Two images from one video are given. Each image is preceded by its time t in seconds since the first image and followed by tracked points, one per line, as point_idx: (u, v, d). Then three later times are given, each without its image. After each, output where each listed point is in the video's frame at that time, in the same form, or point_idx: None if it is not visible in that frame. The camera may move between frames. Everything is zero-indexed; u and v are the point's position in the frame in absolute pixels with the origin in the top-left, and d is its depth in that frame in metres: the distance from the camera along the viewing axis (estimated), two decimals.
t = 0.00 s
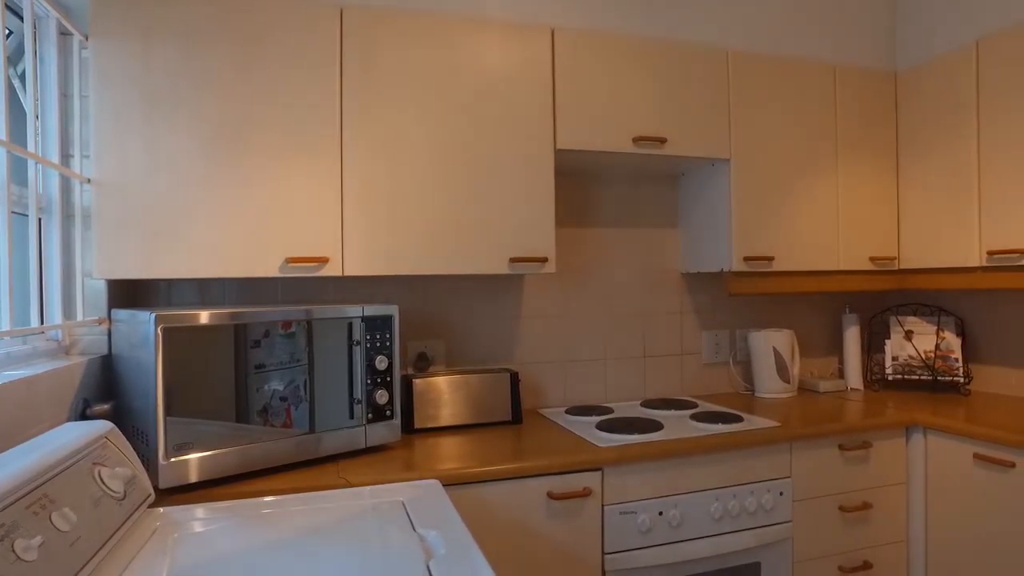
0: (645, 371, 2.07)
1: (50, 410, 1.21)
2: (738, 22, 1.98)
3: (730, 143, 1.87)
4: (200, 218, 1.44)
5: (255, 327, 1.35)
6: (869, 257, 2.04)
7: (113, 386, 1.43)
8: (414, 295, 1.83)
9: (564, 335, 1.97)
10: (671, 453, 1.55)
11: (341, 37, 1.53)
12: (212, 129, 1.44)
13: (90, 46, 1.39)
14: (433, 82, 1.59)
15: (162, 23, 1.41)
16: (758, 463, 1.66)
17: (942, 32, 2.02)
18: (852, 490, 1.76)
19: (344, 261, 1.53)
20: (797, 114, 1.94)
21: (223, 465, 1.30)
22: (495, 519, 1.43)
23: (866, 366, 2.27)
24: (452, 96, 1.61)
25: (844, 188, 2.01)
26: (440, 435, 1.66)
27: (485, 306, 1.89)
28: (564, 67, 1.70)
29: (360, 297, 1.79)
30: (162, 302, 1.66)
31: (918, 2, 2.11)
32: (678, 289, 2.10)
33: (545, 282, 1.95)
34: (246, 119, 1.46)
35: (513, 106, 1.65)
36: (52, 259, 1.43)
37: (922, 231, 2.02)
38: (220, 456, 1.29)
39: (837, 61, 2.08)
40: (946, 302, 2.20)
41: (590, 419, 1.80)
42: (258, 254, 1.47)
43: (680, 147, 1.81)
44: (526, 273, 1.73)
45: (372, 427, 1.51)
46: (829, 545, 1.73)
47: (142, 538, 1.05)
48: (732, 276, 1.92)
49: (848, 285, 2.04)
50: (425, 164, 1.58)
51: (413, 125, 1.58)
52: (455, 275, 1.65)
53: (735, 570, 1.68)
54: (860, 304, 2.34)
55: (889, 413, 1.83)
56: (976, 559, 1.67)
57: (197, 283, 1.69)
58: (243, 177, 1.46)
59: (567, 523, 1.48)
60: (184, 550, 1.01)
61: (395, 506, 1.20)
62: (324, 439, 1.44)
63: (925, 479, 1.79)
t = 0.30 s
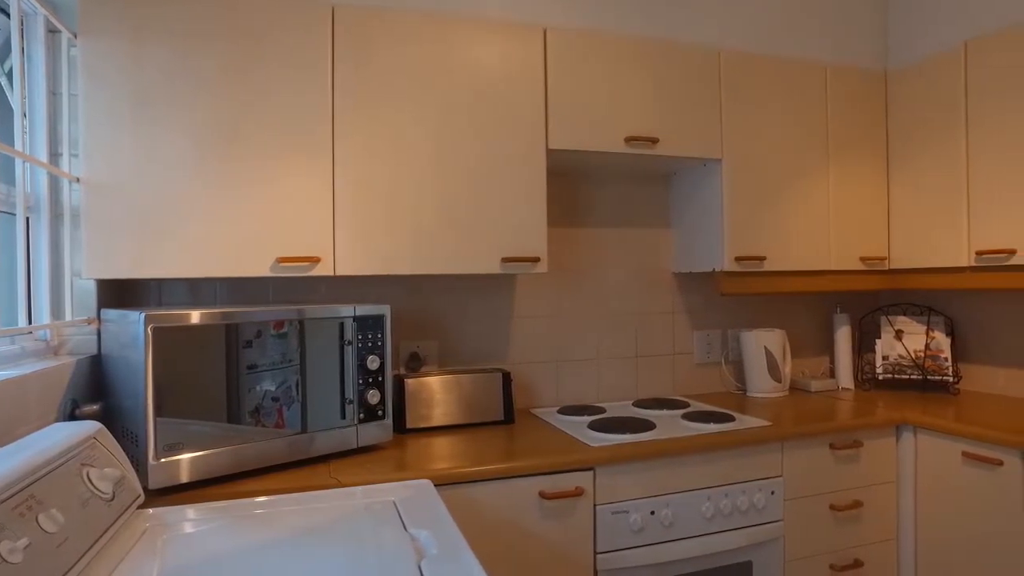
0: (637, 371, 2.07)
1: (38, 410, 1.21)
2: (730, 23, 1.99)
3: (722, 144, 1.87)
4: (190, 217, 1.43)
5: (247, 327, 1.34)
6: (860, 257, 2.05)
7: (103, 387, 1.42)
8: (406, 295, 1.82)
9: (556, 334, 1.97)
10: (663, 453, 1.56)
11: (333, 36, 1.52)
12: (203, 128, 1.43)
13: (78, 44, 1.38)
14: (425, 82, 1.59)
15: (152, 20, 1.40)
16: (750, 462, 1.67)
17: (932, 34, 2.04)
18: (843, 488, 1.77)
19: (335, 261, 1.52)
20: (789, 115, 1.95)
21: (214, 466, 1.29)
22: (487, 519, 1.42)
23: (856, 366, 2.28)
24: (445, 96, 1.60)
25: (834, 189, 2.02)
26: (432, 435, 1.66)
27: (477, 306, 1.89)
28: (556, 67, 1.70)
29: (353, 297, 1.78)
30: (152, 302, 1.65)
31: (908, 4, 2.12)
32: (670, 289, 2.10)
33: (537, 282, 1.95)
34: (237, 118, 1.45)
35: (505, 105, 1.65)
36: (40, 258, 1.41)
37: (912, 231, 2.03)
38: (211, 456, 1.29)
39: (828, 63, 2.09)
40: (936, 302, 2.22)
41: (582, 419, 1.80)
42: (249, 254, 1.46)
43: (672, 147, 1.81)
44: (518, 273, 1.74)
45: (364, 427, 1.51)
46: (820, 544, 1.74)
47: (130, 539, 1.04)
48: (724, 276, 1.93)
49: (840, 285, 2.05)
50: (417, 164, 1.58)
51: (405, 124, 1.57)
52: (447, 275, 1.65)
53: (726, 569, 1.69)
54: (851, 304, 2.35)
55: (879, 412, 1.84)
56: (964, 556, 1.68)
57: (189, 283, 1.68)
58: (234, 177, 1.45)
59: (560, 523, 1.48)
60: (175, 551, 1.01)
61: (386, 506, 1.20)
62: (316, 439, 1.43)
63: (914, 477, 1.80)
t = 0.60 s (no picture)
0: (630, 370, 2.07)
1: (27, 410, 1.20)
2: (721, 23, 2.00)
3: (714, 144, 1.88)
4: (181, 216, 1.42)
5: (239, 327, 1.34)
6: (851, 257, 2.06)
7: (93, 387, 1.41)
8: (398, 294, 1.82)
9: (549, 334, 1.97)
10: (655, 452, 1.56)
11: (325, 35, 1.51)
12: (194, 126, 1.43)
13: (68, 41, 1.37)
14: (418, 81, 1.59)
15: (141, 17, 1.39)
16: (742, 460, 1.67)
17: (923, 35, 2.05)
18: (834, 487, 1.78)
19: (328, 260, 1.52)
20: (781, 115, 1.96)
21: (206, 465, 1.28)
22: (480, 518, 1.42)
23: (848, 365, 2.29)
24: (437, 95, 1.60)
25: (826, 189, 2.03)
26: (425, 435, 1.66)
27: (470, 305, 1.89)
28: (548, 66, 1.70)
29: (346, 297, 1.78)
30: (143, 301, 1.65)
31: (898, 5, 2.14)
32: (663, 288, 2.11)
33: (530, 281, 1.95)
34: (229, 116, 1.45)
35: (498, 104, 1.65)
36: (29, 257, 1.40)
37: (902, 231, 2.04)
38: (202, 456, 1.28)
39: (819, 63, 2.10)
40: (926, 302, 2.23)
41: (575, 418, 1.81)
42: (240, 253, 1.45)
43: (664, 147, 1.82)
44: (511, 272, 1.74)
45: (356, 426, 1.50)
46: (811, 542, 1.75)
47: (121, 539, 1.03)
48: (716, 276, 1.93)
49: (831, 285, 2.06)
50: (410, 163, 1.58)
51: (398, 123, 1.57)
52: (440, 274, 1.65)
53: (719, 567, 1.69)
54: (842, 303, 2.36)
55: (870, 411, 1.86)
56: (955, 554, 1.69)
57: (180, 281, 1.67)
58: (225, 176, 1.45)
59: (553, 522, 1.48)
60: (165, 550, 1.00)
61: (378, 506, 1.20)
62: (308, 439, 1.43)
63: (905, 475, 1.81)
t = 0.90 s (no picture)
0: (623, 369, 2.08)
1: (15, 410, 1.19)
2: (714, 23, 2.00)
3: (706, 143, 1.89)
4: (172, 214, 1.41)
5: (230, 327, 1.33)
6: (842, 256, 2.08)
7: (83, 386, 1.40)
8: (391, 294, 1.82)
9: (542, 333, 1.97)
10: (648, 449, 1.56)
11: (318, 32, 1.51)
12: (184, 123, 1.42)
13: (57, 37, 1.36)
14: (411, 80, 1.58)
15: (132, 13, 1.39)
16: (734, 458, 1.68)
17: (913, 36, 2.06)
18: (826, 484, 1.79)
19: (321, 259, 1.52)
20: (772, 115, 1.97)
21: (198, 464, 1.28)
22: (472, 517, 1.42)
23: (839, 364, 2.30)
24: (430, 93, 1.60)
25: (817, 189, 2.04)
26: (417, 434, 1.66)
27: (463, 305, 1.89)
28: (541, 65, 1.70)
29: (338, 296, 1.78)
30: (134, 300, 1.64)
31: (888, 7, 2.15)
32: (655, 287, 2.11)
33: (523, 281, 1.95)
34: (220, 113, 1.44)
35: (490, 103, 1.65)
36: (18, 255, 1.40)
37: (893, 230, 2.06)
38: (194, 456, 1.27)
39: (810, 64, 2.11)
40: (916, 301, 2.25)
41: (568, 417, 1.81)
42: (232, 251, 1.45)
43: (656, 146, 1.82)
44: (505, 271, 1.74)
45: (349, 425, 1.50)
46: (803, 540, 1.76)
47: (111, 538, 1.03)
48: (709, 274, 1.93)
49: (823, 284, 2.07)
50: (402, 162, 1.58)
51: (391, 121, 1.57)
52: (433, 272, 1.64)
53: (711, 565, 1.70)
54: (833, 302, 2.37)
55: (861, 409, 1.87)
56: (944, 550, 1.70)
57: (171, 280, 1.66)
58: (216, 174, 1.44)
59: (545, 520, 1.48)
60: (156, 550, 1.00)
61: (371, 504, 1.19)
62: (300, 438, 1.42)
63: (894, 472, 1.83)
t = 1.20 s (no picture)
0: (616, 368, 2.08)
1: (5, 409, 1.18)
2: (706, 23, 2.01)
3: (699, 142, 1.89)
4: (164, 212, 1.41)
5: (223, 327, 1.33)
6: (834, 255, 2.09)
7: (74, 385, 1.39)
8: (384, 292, 1.82)
9: (535, 332, 1.97)
10: (641, 447, 1.57)
11: (310, 30, 1.51)
12: (175, 121, 1.41)
13: (46, 34, 1.35)
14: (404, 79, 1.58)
15: (123, 10, 1.38)
16: (727, 456, 1.68)
17: (903, 37, 2.08)
18: (817, 482, 1.80)
19: (314, 257, 1.51)
20: (764, 115, 1.98)
21: (189, 464, 1.27)
22: (466, 515, 1.42)
23: (830, 362, 2.32)
24: (423, 91, 1.60)
25: (808, 188, 2.05)
26: (411, 433, 1.65)
27: (456, 303, 1.89)
28: (534, 64, 1.71)
29: (332, 295, 1.78)
30: (125, 299, 1.63)
31: (879, 7, 2.17)
32: (649, 286, 2.12)
33: (516, 280, 1.95)
34: (212, 111, 1.43)
35: (483, 102, 1.66)
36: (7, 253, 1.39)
37: (884, 230, 2.07)
38: (185, 455, 1.27)
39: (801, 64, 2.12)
40: (906, 299, 2.27)
41: (561, 415, 1.81)
42: (224, 249, 1.44)
43: (649, 145, 1.83)
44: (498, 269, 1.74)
45: (341, 424, 1.50)
46: (795, 537, 1.77)
47: (103, 537, 1.02)
48: (701, 273, 1.94)
49: (815, 283, 2.08)
50: (395, 159, 1.58)
51: (384, 119, 1.57)
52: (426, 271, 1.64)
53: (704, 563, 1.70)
54: (825, 301, 2.39)
55: (852, 407, 1.88)
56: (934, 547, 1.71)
57: (163, 279, 1.66)
58: (209, 172, 1.44)
59: (539, 518, 1.48)
60: (148, 548, 0.99)
61: (364, 502, 1.19)
62: (293, 437, 1.42)
63: (885, 470, 1.84)
